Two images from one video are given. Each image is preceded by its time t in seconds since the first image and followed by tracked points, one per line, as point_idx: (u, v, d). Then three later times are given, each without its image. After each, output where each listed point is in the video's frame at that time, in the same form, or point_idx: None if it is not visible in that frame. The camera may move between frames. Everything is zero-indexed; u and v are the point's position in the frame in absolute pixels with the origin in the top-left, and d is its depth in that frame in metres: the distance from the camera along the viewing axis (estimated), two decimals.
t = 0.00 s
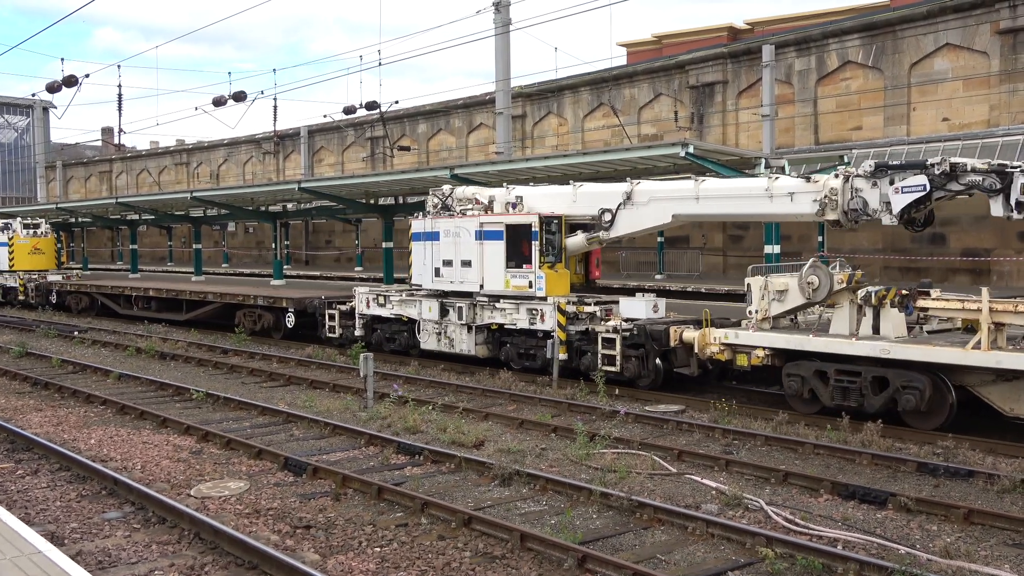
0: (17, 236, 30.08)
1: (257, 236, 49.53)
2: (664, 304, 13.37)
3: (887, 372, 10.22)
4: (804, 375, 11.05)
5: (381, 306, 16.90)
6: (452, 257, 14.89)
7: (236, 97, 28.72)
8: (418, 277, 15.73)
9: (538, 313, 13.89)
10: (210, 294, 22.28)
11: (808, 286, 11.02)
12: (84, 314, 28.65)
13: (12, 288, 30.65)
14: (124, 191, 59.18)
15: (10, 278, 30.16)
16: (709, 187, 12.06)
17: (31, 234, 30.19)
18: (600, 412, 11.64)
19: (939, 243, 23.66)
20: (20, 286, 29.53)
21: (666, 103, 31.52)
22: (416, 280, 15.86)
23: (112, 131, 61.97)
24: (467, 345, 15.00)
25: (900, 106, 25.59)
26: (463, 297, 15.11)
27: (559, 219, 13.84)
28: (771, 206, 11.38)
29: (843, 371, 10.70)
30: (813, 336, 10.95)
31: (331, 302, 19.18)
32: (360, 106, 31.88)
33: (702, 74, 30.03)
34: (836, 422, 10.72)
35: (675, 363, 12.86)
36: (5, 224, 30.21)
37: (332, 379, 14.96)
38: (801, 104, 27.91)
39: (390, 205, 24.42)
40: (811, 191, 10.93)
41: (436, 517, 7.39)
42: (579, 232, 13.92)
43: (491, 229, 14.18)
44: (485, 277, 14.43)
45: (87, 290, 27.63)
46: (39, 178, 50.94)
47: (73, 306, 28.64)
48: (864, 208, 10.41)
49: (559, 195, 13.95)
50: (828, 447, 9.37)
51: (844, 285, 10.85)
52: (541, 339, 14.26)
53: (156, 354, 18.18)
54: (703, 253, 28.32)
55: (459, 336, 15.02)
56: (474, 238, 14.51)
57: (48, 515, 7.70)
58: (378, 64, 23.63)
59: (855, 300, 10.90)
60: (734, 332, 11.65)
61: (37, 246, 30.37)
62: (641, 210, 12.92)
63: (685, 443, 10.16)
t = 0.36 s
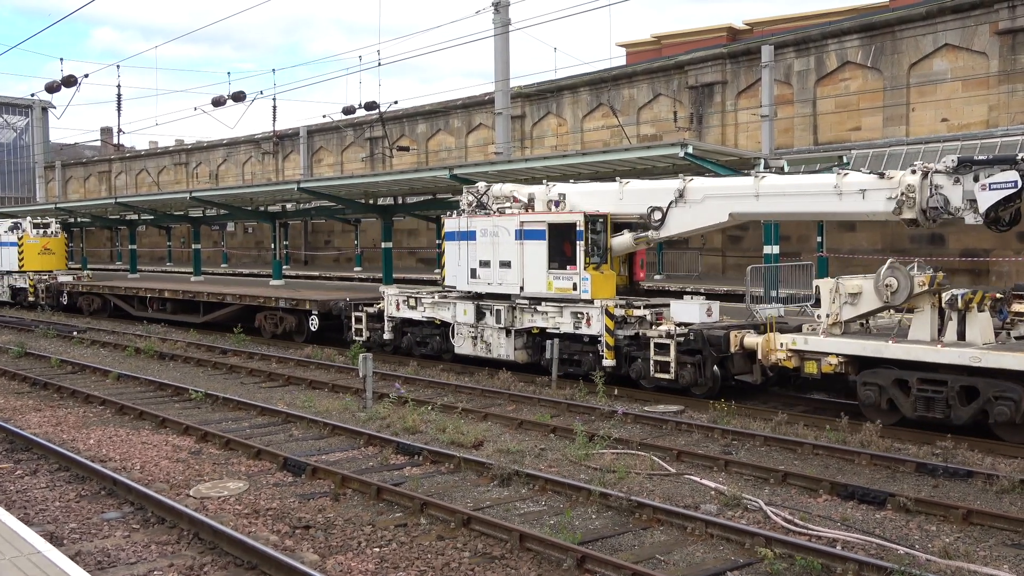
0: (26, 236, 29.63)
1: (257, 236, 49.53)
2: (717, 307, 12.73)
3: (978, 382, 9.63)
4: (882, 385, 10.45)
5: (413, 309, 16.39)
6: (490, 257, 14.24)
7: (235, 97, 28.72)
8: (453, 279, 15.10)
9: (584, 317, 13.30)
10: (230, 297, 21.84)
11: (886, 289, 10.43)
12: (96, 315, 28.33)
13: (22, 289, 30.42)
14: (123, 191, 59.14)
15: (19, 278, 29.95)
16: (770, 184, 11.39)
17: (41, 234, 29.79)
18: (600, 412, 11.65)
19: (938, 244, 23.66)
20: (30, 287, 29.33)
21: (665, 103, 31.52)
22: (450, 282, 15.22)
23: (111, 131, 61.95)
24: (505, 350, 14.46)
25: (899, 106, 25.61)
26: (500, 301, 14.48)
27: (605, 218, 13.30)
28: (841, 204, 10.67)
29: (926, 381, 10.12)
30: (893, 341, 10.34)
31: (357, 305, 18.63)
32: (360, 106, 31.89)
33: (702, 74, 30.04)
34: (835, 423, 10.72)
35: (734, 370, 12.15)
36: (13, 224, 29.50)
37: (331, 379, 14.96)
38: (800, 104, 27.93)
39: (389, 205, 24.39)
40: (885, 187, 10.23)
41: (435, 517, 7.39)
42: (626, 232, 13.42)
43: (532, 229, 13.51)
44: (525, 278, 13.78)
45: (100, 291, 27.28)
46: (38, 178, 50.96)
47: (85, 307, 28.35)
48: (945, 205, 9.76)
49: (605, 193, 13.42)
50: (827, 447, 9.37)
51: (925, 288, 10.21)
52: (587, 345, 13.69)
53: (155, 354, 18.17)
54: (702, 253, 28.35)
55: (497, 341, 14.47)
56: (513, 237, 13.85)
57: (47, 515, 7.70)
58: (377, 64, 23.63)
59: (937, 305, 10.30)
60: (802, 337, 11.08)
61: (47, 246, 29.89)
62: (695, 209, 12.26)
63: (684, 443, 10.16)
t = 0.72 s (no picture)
0: (37, 236, 29.66)
1: (256, 236, 49.55)
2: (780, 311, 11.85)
3: None
4: (973, 396, 9.78)
5: (448, 312, 15.79)
6: (532, 259, 13.76)
7: (235, 98, 28.72)
8: (492, 281, 14.62)
9: (634, 322, 12.68)
10: (251, 299, 21.21)
11: (976, 293, 9.69)
12: (108, 317, 27.86)
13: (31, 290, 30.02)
14: (122, 191, 59.14)
15: (29, 279, 29.61)
16: (839, 181, 10.58)
17: (51, 234, 29.84)
18: (599, 413, 11.66)
19: (937, 245, 23.63)
20: (41, 288, 28.96)
21: (664, 104, 31.53)
22: (488, 284, 14.74)
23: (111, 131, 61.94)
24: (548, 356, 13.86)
25: (898, 107, 25.63)
26: (542, 304, 13.98)
27: (655, 217, 12.71)
28: (919, 203, 9.85)
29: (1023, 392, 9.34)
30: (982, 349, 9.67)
31: (385, 307, 17.94)
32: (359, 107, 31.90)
33: (701, 75, 30.07)
34: (833, 424, 10.73)
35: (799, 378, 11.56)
36: (24, 223, 29.60)
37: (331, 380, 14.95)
38: (800, 105, 27.95)
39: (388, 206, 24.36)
40: (970, 184, 9.42)
41: (434, 518, 7.39)
42: (678, 232, 12.80)
43: (579, 228, 13.05)
44: (570, 280, 13.29)
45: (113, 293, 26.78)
46: (37, 178, 50.96)
47: (96, 309, 27.92)
48: None
49: (656, 190, 12.77)
50: (826, 448, 9.37)
51: (1021, 292, 9.50)
52: (638, 351, 13.01)
53: (154, 355, 18.17)
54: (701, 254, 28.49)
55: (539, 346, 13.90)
56: (558, 237, 13.38)
57: (46, 515, 7.71)
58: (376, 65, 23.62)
59: None
60: (881, 345, 10.43)
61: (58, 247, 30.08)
62: (754, 208, 11.51)
63: (683, 444, 10.16)
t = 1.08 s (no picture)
0: (48, 237, 29.07)
1: (256, 237, 49.59)
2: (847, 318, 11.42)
3: None
4: None
5: (486, 316, 15.06)
6: (578, 260, 13.15)
7: (235, 99, 28.74)
8: (534, 285, 14.00)
9: (692, 328, 11.97)
10: (274, 302, 20.54)
11: None
12: (121, 321, 27.38)
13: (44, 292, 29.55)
14: (121, 193, 59.15)
15: (41, 282, 29.11)
16: (920, 179, 9.84)
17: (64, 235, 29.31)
18: (599, 414, 11.66)
19: (937, 245, 23.63)
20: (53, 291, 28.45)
21: (663, 105, 31.53)
22: (530, 287, 14.12)
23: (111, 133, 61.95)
24: (596, 363, 13.18)
25: (898, 108, 25.64)
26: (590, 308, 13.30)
27: (713, 216, 11.86)
28: (1011, 200, 9.14)
29: None
30: None
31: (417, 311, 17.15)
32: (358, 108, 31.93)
33: (701, 75, 30.11)
34: (833, 425, 10.73)
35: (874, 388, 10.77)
36: (36, 223, 28.92)
37: (331, 381, 14.94)
38: (799, 106, 27.96)
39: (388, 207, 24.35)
40: None
41: (434, 519, 7.39)
42: (736, 231, 11.91)
43: (631, 228, 12.40)
44: (621, 283, 12.63)
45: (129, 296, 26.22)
46: (37, 180, 50.98)
47: (110, 311, 27.44)
48: None
49: (712, 188, 11.95)
50: (826, 449, 9.38)
51: None
52: (696, 359, 12.27)
53: (154, 356, 18.18)
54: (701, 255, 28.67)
55: (587, 353, 13.24)
56: (608, 237, 12.73)
57: (46, 517, 7.71)
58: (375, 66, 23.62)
59: None
60: (972, 354, 9.61)
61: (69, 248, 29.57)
62: (824, 206, 10.78)
63: (683, 445, 10.16)
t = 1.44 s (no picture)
0: (61, 237, 28.86)
1: (256, 238, 49.60)
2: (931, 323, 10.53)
3: None
4: None
5: (530, 321, 14.27)
6: (632, 261, 12.34)
7: (235, 100, 28.74)
8: (583, 287, 13.20)
9: (759, 334, 11.16)
10: (299, 304, 19.84)
11: None
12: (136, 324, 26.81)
13: (57, 294, 29.29)
14: (122, 193, 59.17)
15: (54, 283, 28.85)
16: (1012, 173, 9.19)
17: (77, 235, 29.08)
18: (599, 415, 11.65)
19: (937, 247, 23.64)
20: (66, 292, 28.11)
21: (664, 106, 31.53)
22: (578, 290, 13.32)
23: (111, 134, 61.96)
24: (651, 370, 12.35)
25: (898, 109, 25.65)
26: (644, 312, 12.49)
27: (779, 214, 11.16)
28: None
29: None
30: None
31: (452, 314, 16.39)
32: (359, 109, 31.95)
33: (701, 76, 30.12)
34: (833, 425, 10.73)
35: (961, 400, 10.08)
36: (48, 223, 28.76)
37: (331, 382, 14.93)
38: (799, 107, 27.97)
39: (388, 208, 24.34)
40: None
41: (434, 520, 7.39)
42: (805, 231, 11.24)
43: (690, 228, 11.61)
44: (680, 286, 11.81)
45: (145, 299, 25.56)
46: (37, 181, 50.99)
47: (125, 314, 26.93)
48: None
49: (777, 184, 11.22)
50: (826, 450, 9.38)
51: None
52: (763, 367, 11.42)
53: (155, 357, 18.18)
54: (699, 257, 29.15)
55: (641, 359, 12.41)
56: (665, 238, 11.92)
57: (47, 517, 7.71)
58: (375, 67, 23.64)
59: None
60: None
61: (83, 248, 29.37)
62: (903, 204, 10.09)
63: (683, 446, 10.17)
